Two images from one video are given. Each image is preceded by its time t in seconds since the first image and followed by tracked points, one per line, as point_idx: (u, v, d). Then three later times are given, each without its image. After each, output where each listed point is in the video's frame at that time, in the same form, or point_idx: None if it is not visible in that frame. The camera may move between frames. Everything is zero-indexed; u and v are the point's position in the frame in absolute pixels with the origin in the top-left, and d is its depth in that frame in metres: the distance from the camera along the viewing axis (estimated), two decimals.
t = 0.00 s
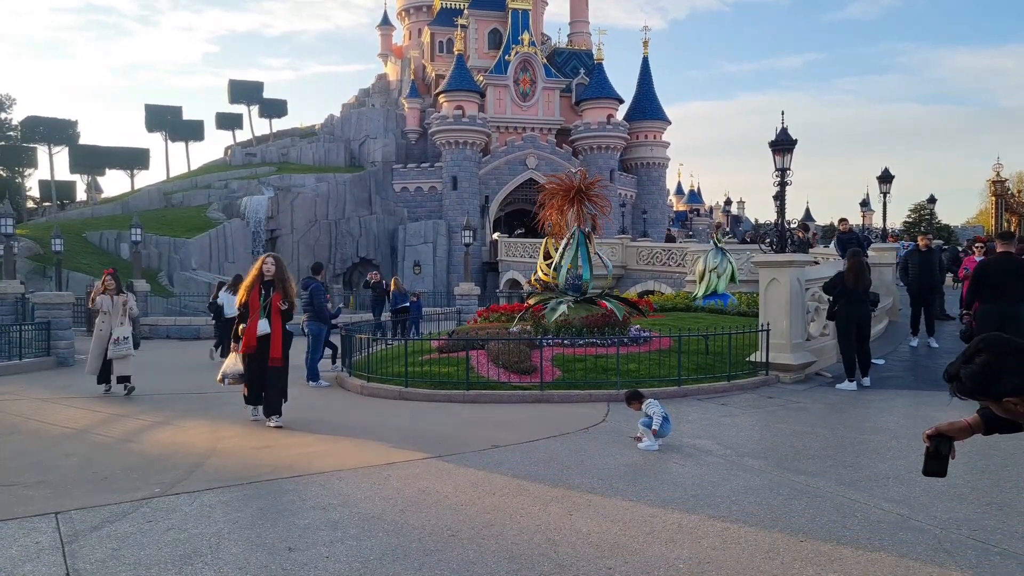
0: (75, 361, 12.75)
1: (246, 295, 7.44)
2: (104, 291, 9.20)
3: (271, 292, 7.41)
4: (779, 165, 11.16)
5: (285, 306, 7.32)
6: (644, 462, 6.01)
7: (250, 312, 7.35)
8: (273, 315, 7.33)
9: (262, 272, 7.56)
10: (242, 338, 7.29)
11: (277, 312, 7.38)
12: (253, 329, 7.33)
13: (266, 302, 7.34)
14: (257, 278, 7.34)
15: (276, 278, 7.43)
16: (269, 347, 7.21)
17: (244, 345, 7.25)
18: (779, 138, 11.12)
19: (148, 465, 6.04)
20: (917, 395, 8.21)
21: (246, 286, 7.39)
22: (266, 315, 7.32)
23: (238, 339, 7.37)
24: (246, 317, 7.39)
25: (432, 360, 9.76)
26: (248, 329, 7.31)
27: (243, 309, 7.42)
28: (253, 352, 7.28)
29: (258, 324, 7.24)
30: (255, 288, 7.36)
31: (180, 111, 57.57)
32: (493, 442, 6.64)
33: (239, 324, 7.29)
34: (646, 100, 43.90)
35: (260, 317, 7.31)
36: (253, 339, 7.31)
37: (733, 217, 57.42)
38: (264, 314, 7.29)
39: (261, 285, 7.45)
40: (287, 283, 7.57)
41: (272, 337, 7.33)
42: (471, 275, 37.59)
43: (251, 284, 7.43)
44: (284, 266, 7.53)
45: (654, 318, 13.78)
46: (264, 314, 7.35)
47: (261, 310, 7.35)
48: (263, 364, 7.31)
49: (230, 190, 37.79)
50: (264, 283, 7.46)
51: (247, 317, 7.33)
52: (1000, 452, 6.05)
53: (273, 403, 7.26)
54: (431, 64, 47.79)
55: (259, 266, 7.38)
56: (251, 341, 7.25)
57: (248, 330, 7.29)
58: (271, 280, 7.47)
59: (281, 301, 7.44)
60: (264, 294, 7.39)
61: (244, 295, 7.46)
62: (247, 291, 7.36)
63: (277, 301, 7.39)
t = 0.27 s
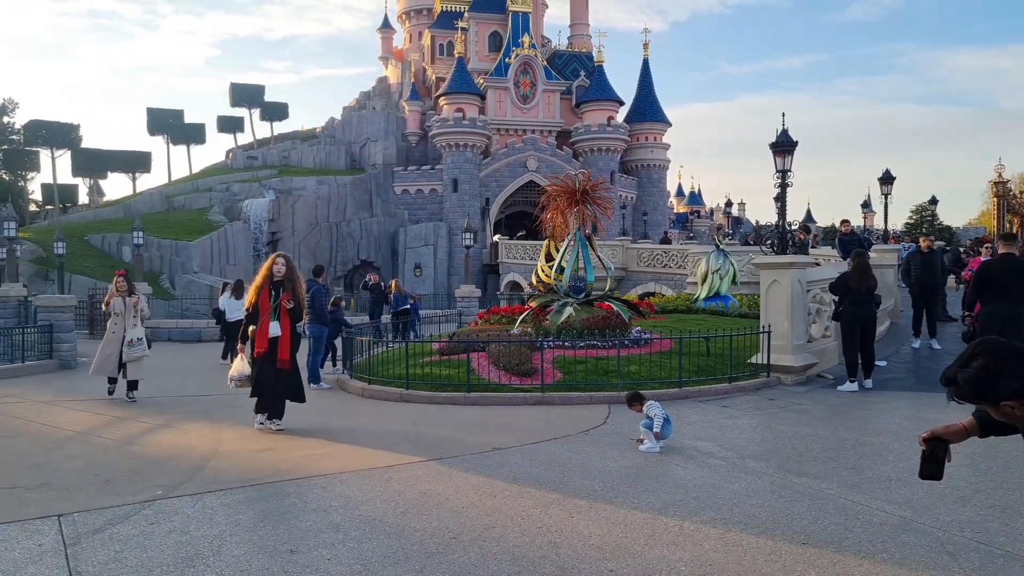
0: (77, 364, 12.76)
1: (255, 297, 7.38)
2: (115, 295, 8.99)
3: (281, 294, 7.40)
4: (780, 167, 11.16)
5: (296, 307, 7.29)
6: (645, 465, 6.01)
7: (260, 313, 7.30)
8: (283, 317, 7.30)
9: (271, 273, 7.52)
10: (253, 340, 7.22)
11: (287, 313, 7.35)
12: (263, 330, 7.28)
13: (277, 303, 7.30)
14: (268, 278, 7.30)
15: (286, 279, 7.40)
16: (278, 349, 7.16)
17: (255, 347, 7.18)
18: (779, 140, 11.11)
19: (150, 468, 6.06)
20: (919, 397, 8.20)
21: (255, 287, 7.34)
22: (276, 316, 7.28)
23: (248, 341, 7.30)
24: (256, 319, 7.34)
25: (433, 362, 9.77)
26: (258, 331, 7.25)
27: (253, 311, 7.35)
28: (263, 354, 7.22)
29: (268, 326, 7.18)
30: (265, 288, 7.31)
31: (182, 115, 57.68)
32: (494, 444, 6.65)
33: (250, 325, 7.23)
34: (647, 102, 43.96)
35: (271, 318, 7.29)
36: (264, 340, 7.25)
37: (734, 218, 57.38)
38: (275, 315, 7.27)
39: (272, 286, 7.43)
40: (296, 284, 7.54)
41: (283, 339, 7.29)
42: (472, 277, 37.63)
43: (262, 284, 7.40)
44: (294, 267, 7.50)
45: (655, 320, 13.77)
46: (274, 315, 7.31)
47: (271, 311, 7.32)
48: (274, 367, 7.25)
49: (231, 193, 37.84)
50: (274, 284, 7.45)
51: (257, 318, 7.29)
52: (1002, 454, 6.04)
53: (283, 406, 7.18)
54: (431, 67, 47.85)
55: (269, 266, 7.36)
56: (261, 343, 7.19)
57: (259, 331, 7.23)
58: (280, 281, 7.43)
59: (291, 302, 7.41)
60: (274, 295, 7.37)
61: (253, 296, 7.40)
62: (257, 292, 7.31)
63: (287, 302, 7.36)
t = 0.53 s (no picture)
0: (83, 366, 12.80)
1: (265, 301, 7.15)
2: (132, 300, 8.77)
3: (293, 299, 7.21)
4: (784, 168, 11.14)
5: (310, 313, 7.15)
6: (649, 467, 6.00)
7: (272, 318, 7.11)
8: (296, 323, 7.15)
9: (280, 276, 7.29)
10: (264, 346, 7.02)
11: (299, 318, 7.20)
12: (274, 336, 7.10)
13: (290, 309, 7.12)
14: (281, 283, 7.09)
15: (299, 284, 7.23)
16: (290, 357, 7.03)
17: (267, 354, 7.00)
18: (783, 141, 11.09)
19: (156, 470, 6.08)
20: (924, 399, 8.17)
21: (266, 290, 7.11)
22: (289, 322, 7.12)
23: (258, 347, 7.09)
24: (267, 324, 7.14)
25: (437, 364, 9.78)
26: (270, 337, 7.06)
27: (263, 315, 7.13)
28: (275, 360, 7.07)
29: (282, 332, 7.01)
30: (277, 293, 7.10)
31: (186, 118, 57.87)
32: (498, 446, 6.64)
33: (262, 331, 7.02)
34: (650, 104, 43.98)
35: (283, 323, 7.11)
36: (276, 346, 7.07)
37: (738, 220, 57.30)
38: (288, 321, 7.09)
39: (283, 290, 7.21)
40: (306, 288, 7.38)
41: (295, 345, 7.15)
42: (475, 279, 37.65)
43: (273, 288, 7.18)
44: (306, 270, 7.33)
45: (659, 322, 13.75)
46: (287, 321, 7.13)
47: (283, 316, 7.13)
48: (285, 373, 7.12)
49: (235, 196, 37.93)
50: (285, 289, 7.24)
51: (269, 323, 7.09)
52: (1009, 456, 6.01)
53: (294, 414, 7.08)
54: (434, 70, 47.91)
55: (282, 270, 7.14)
56: (274, 349, 7.03)
57: (271, 337, 7.04)
58: (292, 285, 7.24)
59: (302, 307, 7.26)
60: (286, 300, 7.17)
61: (263, 300, 7.16)
62: (269, 296, 7.08)
63: (299, 307, 7.20)
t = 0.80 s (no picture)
0: (91, 368, 12.87)
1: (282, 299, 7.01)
2: (152, 304, 8.63)
3: (310, 297, 7.14)
4: (790, 169, 11.11)
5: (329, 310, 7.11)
6: (656, 468, 6.00)
7: (289, 316, 6.97)
8: (314, 321, 7.07)
9: (293, 273, 7.19)
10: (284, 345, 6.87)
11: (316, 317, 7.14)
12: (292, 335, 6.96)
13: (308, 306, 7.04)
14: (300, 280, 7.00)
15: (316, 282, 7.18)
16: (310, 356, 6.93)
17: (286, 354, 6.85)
18: (790, 142, 11.06)
19: (165, 471, 6.11)
20: (933, 400, 8.12)
21: (284, 287, 6.97)
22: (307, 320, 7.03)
23: (275, 347, 6.92)
24: (283, 323, 6.98)
25: (443, 366, 9.80)
26: (288, 336, 6.92)
27: (279, 314, 6.98)
28: (294, 359, 6.93)
29: (302, 330, 6.91)
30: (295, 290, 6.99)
31: (193, 121, 58.15)
32: (503, 448, 6.65)
33: (281, 330, 6.87)
34: (656, 105, 43.99)
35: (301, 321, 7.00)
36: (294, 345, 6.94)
37: (745, 221, 57.13)
38: (306, 319, 7.00)
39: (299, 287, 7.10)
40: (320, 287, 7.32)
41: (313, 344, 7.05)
42: (482, 280, 37.74)
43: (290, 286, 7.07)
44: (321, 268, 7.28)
45: (665, 323, 13.73)
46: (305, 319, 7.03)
47: (300, 315, 7.03)
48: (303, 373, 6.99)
49: (242, 199, 38.08)
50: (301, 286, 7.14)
51: (287, 322, 6.95)
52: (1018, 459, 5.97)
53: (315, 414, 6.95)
54: (440, 72, 48.02)
55: (299, 268, 7.06)
56: (294, 348, 6.90)
57: (290, 336, 6.90)
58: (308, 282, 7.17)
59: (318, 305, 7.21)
60: (303, 298, 7.09)
61: (278, 298, 7.01)
62: (287, 293, 6.96)
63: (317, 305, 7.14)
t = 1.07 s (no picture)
0: (104, 367, 12.97)
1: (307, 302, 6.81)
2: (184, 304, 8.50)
3: (337, 298, 6.93)
4: (802, 169, 11.05)
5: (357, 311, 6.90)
6: (666, 468, 5.98)
7: (316, 320, 6.79)
8: (341, 323, 6.87)
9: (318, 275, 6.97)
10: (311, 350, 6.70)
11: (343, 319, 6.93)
12: (320, 339, 6.78)
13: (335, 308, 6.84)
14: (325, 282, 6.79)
15: (342, 283, 6.96)
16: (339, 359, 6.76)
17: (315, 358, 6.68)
18: (801, 142, 11.00)
19: (178, 468, 6.16)
20: (946, 401, 8.06)
21: (309, 290, 6.77)
22: (334, 323, 6.83)
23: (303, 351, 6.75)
24: (310, 327, 6.80)
25: (453, 365, 9.81)
26: (316, 339, 6.74)
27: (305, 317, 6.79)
28: (323, 363, 6.78)
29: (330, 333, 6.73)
30: (322, 292, 6.79)
31: (205, 121, 58.51)
32: (513, 448, 6.65)
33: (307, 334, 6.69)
34: (666, 104, 43.85)
35: (328, 324, 6.81)
36: (322, 349, 6.77)
37: (756, 221, 56.86)
38: (334, 321, 6.81)
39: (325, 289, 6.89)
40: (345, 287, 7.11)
41: (342, 347, 6.87)
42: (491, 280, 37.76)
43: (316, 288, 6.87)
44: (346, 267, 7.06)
45: (675, 323, 13.69)
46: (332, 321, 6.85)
47: (328, 316, 6.85)
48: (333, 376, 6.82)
49: (253, 199, 38.27)
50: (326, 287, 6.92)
51: (314, 325, 6.78)
52: None
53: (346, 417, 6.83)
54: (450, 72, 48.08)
55: (325, 269, 6.82)
56: (322, 352, 6.74)
57: (318, 339, 6.74)
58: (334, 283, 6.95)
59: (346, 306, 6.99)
60: (329, 300, 6.89)
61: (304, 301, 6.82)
62: (312, 296, 6.76)
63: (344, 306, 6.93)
